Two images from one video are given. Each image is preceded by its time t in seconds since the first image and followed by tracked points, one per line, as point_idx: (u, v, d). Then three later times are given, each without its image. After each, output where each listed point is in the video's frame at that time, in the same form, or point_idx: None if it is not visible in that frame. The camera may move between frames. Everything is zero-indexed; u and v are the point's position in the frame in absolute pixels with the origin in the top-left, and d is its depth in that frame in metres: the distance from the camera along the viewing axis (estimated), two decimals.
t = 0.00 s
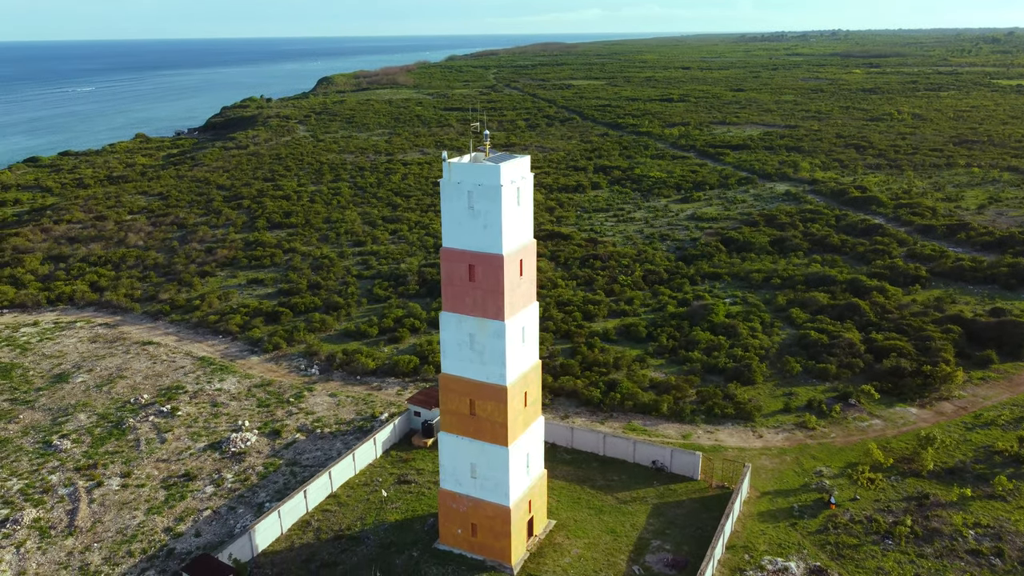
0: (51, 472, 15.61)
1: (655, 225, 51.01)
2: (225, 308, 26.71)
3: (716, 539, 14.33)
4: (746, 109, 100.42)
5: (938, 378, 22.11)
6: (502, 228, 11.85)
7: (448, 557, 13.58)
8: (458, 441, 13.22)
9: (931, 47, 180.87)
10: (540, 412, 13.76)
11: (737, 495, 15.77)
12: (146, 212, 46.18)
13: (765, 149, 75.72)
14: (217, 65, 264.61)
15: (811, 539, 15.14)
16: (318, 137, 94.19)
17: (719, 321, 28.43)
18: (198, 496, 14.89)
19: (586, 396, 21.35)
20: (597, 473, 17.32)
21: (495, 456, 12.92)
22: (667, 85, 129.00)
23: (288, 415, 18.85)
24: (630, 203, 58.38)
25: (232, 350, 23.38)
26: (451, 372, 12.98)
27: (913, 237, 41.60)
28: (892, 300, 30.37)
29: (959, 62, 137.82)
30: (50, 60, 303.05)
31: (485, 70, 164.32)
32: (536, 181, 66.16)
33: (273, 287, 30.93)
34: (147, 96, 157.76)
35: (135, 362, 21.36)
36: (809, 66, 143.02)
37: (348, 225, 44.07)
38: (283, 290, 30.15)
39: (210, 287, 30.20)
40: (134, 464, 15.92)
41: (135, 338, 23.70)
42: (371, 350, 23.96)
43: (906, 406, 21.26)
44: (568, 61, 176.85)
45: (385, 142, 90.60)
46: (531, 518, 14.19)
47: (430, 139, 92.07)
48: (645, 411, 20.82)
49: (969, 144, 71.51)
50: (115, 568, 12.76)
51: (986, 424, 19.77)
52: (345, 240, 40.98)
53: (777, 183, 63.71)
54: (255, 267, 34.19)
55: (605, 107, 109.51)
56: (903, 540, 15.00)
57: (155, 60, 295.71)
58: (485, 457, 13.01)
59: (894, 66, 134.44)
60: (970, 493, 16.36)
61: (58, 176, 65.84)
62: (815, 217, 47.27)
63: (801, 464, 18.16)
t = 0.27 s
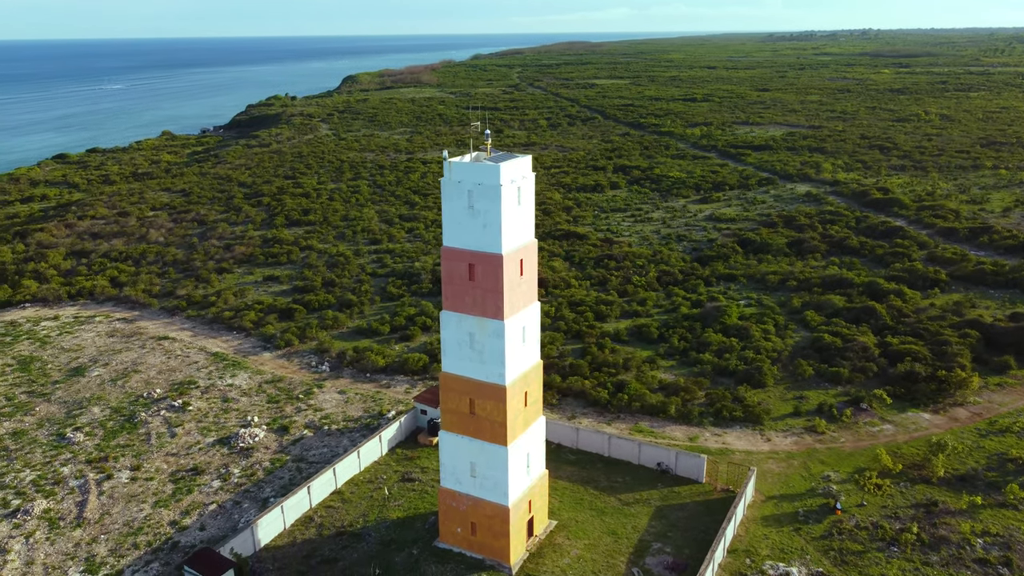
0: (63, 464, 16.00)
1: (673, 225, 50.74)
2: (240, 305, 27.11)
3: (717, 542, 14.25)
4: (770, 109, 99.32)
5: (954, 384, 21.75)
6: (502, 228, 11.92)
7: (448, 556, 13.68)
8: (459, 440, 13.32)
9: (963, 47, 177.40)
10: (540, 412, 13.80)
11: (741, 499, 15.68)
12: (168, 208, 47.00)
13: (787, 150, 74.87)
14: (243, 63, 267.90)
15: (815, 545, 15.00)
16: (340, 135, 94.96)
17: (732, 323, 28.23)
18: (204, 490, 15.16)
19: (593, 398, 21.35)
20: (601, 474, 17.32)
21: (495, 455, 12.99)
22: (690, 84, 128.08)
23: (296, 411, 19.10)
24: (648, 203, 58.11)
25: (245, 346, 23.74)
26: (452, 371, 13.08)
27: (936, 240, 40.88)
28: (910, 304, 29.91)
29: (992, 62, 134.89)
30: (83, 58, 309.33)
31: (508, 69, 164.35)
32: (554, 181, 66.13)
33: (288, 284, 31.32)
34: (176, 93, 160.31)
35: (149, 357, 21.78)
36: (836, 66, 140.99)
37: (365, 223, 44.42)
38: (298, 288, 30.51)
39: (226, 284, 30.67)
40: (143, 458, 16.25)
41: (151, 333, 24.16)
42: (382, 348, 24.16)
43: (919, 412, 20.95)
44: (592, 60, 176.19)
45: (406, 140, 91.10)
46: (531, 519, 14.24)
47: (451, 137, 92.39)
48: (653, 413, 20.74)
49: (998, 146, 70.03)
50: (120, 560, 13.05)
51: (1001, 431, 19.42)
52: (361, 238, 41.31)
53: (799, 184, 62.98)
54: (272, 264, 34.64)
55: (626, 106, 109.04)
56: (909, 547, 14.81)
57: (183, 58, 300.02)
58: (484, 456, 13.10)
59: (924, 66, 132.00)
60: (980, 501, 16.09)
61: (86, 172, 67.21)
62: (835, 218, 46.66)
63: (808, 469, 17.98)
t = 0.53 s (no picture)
0: (75, 456, 16.39)
1: (691, 226, 50.39)
2: (255, 301, 27.52)
3: (718, 546, 14.18)
4: (796, 110, 98.04)
5: (969, 390, 21.38)
6: (502, 227, 11.97)
7: (448, 554, 13.79)
8: (459, 439, 13.42)
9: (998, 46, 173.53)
10: (541, 412, 13.84)
11: (745, 503, 15.58)
12: (190, 205, 47.73)
13: (811, 151, 73.91)
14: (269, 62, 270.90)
15: (819, 551, 14.88)
16: (362, 134, 95.59)
17: (745, 325, 28.00)
18: (211, 485, 15.44)
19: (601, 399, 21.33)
20: (605, 476, 17.33)
21: (495, 455, 13.07)
22: (714, 84, 126.92)
23: (305, 408, 19.34)
24: (667, 204, 57.73)
25: (258, 342, 24.09)
26: (453, 370, 13.17)
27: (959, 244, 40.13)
28: (928, 308, 29.42)
29: None
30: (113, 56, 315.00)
31: (531, 68, 164.06)
32: (573, 180, 65.98)
33: (303, 282, 31.67)
34: (202, 91, 162.60)
35: (164, 351, 22.20)
36: (864, 66, 138.74)
37: (383, 221, 44.72)
38: (313, 285, 30.85)
39: (243, 280, 31.13)
40: (153, 452, 16.58)
41: (167, 328, 24.61)
42: (392, 345, 24.36)
43: (933, 418, 20.63)
44: (617, 59, 175.08)
45: (427, 139, 91.43)
46: (532, 519, 14.30)
47: (472, 136, 92.53)
48: (660, 415, 20.68)
49: None
50: (126, 552, 13.35)
51: (1016, 438, 19.06)
52: (378, 236, 41.61)
53: (821, 185, 62.16)
54: (288, 262, 35.06)
55: (650, 106, 108.32)
56: (915, 555, 14.62)
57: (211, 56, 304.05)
58: (484, 456, 13.17)
59: (956, 66, 129.28)
60: (990, 509, 15.83)
61: (112, 169, 68.47)
62: (855, 220, 46.01)
63: (816, 473, 17.81)
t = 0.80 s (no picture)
0: (89, 448, 16.80)
1: (710, 227, 49.99)
2: (270, 298, 27.90)
3: (720, 551, 14.11)
4: (822, 110, 96.62)
5: (986, 396, 20.99)
6: (503, 227, 12.03)
7: (449, 553, 13.90)
8: (460, 438, 13.52)
9: None
10: (542, 412, 13.89)
11: (750, 508, 15.46)
12: (212, 202, 48.45)
13: (836, 152, 72.85)
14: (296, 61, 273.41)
15: (824, 557, 14.73)
16: (385, 132, 96.16)
17: (760, 327, 27.75)
18: (219, 479, 15.72)
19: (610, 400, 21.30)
20: (610, 477, 17.32)
21: (495, 455, 13.14)
22: (740, 84, 125.56)
23: (315, 404, 19.59)
24: (687, 205, 57.30)
25: (272, 339, 24.45)
26: (455, 370, 13.28)
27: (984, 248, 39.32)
28: (948, 313, 28.89)
29: None
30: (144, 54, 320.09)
31: (555, 67, 163.61)
32: (593, 181, 65.77)
33: (319, 279, 32.03)
34: (229, 90, 164.59)
35: (180, 346, 22.63)
36: (895, 67, 136.19)
37: (401, 220, 44.99)
38: (329, 283, 31.18)
39: (260, 277, 31.57)
40: (164, 446, 16.92)
41: (185, 323, 25.07)
42: (404, 344, 24.55)
43: (948, 424, 20.29)
44: (643, 58, 173.80)
45: (449, 138, 91.73)
46: (533, 519, 14.35)
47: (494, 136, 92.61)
48: (668, 418, 20.59)
49: None
50: (133, 544, 13.67)
51: None
52: (395, 234, 41.87)
53: (845, 187, 61.27)
54: (306, 259, 35.47)
55: (674, 106, 107.52)
56: (922, 563, 14.41)
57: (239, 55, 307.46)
58: (485, 455, 13.26)
59: (990, 66, 126.37)
60: (1002, 518, 15.55)
61: (139, 166, 69.71)
62: (878, 223, 45.30)
63: (825, 479, 17.63)
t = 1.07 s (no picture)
0: (102, 441, 17.20)
1: (730, 228, 49.56)
2: (287, 295, 28.28)
3: (721, 555, 14.03)
4: (850, 111, 95.20)
5: (1004, 404, 20.58)
6: (503, 227, 12.09)
7: (450, 552, 14.00)
8: (462, 438, 13.61)
9: None
10: (544, 413, 13.92)
11: (755, 513, 15.35)
12: (234, 199, 49.15)
13: (862, 153, 71.75)
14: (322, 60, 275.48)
15: (828, 564, 14.58)
16: (407, 131, 96.66)
17: (774, 330, 27.49)
18: (226, 474, 16.00)
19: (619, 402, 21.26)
20: (615, 479, 17.30)
21: (495, 455, 13.22)
22: (766, 84, 124.10)
23: (324, 401, 19.82)
24: (707, 206, 56.84)
25: (287, 335, 24.79)
26: (457, 369, 13.38)
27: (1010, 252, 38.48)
28: (969, 318, 28.36)
29: None
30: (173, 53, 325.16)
31: (578, 67, 163.08)
32: (613, 181, 65.53)
33: (335, 277, 32.37)
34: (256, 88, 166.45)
35: (196, 342, 23.05)
36: (926, 67, 133.61)
37: (418, 219, 45.25)
38: (345, 280, 31.50)
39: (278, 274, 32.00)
40: (175, 440, 17.26)
41: (202, 319, 25.51)
42: (415, 342, 24.72)
43: (963, 432, 19.94)
44: (668, 58, 172.56)
45: (471, 137, 91.99)
46: (535, 520, 14.40)
47: (515, 136, 92.72)
48: (677, 421, 20.49)
49: None
50: (140, 536, 14.00)
51: None
52: (413, 233, 42.11)
53: (870, 189, 60.36)
54: (323, 257, 35.83)
55: (697, 106, 106.68)
56: (929, 572, 14.19)
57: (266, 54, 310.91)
58: (485, 455, 13.34)
59: None
60: (1014, 529, 15.24)
61: (165, 163, 70.92)
62: (901, 226, 44.58)
63: (833, 485, 17.43)
